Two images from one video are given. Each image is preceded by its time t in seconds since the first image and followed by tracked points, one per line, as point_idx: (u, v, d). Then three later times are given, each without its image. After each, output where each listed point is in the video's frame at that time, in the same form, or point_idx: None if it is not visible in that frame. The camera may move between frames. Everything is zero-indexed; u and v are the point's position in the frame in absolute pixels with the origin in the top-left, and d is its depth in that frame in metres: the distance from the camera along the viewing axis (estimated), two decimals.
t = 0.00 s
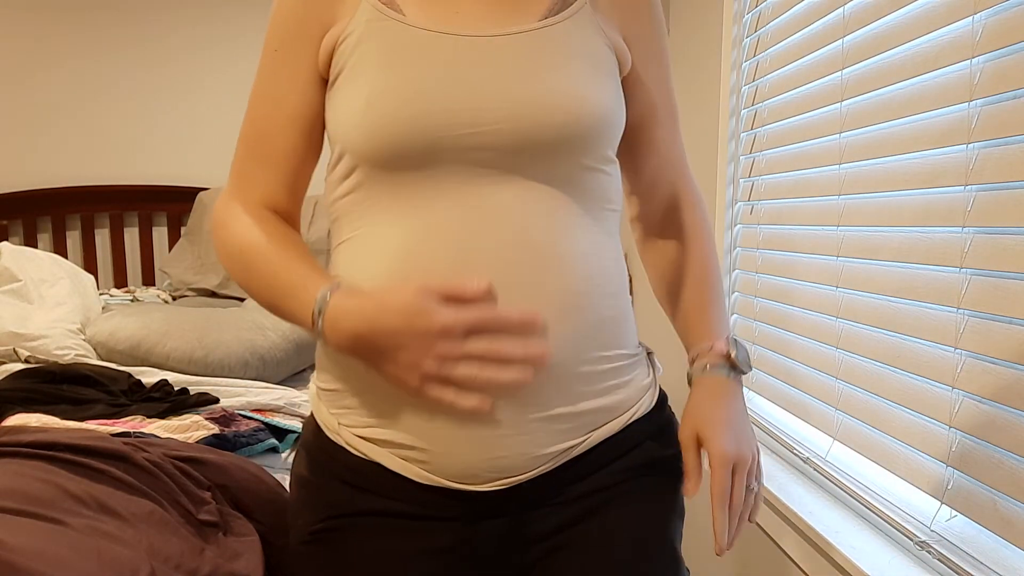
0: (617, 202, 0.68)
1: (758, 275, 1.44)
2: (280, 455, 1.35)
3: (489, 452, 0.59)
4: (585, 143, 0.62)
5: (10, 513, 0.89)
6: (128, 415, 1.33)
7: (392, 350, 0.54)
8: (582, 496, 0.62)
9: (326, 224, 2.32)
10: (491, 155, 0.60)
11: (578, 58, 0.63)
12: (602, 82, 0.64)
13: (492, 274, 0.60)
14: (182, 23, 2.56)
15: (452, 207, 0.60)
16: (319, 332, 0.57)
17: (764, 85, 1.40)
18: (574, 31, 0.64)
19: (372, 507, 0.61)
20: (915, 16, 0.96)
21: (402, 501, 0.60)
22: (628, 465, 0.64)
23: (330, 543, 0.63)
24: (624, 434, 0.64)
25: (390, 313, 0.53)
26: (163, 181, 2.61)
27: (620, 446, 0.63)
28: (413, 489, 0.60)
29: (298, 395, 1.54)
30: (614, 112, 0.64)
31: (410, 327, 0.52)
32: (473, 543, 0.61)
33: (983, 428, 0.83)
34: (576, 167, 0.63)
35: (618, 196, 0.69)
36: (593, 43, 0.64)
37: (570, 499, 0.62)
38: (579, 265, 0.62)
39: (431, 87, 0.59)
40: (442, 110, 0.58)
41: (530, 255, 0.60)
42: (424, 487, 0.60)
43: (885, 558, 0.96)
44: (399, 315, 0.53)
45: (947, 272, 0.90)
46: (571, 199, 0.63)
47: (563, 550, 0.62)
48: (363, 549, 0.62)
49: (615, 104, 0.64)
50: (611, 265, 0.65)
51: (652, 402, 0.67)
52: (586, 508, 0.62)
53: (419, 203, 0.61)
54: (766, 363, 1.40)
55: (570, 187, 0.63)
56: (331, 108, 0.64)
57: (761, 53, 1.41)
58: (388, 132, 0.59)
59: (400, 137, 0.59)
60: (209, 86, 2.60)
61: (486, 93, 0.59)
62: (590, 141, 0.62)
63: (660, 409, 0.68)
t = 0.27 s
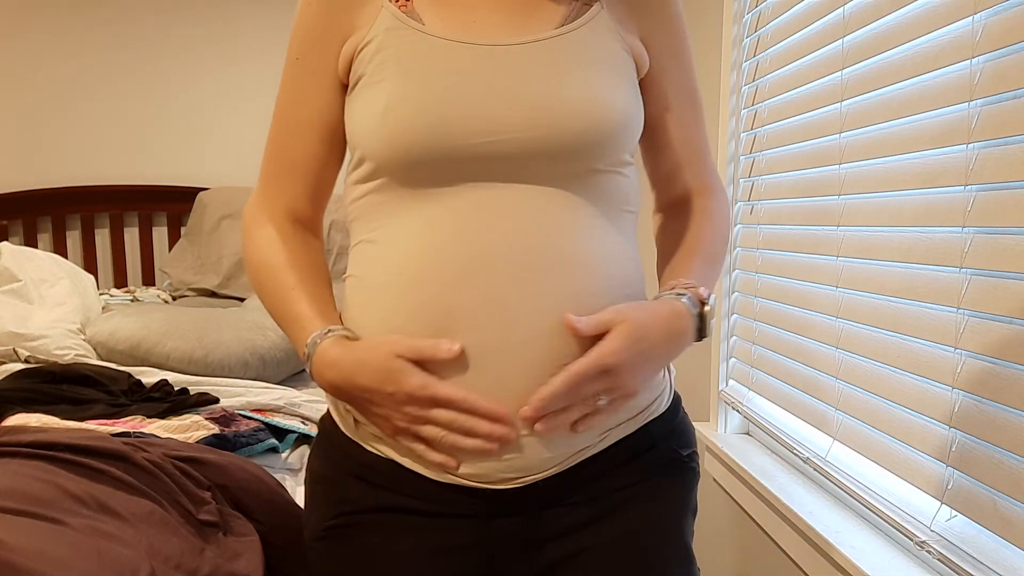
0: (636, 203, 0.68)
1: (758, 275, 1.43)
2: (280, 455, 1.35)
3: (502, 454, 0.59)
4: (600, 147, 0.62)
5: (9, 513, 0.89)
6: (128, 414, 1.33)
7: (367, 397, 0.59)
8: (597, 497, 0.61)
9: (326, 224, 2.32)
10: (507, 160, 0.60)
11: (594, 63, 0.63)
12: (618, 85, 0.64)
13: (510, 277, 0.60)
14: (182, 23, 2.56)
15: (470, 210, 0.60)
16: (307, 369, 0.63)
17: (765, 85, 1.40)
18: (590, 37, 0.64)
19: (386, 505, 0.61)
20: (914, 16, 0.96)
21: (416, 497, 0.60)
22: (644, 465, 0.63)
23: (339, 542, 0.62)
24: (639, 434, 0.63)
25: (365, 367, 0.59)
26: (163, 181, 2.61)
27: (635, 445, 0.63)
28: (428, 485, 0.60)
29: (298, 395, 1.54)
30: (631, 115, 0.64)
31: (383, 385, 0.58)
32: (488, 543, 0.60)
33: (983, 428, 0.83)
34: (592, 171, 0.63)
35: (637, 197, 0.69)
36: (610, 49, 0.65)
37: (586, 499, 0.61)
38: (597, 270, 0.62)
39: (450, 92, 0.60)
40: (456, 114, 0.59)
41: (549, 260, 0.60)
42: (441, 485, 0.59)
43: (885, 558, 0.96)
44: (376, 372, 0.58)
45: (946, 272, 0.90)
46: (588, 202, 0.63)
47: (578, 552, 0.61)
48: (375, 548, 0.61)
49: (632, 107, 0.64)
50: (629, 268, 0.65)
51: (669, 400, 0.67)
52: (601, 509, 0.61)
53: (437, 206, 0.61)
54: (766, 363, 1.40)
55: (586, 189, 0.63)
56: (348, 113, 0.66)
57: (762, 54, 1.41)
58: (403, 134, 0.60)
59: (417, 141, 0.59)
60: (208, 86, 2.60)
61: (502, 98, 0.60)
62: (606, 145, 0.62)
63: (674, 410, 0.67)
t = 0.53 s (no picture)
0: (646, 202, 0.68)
1: (758, 275, 1.44)
2: (280, 455, 1.35)
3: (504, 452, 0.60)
4: (607, 147, 0.62)
5: (9, 513, 0.89)
6: (128, 414, 1.32)
7: (368, 401, 0.61)
8: (600, 499, 0.61)
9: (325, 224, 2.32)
10: (513, 158, 0.60)
11: (603, 62, 0.63)
12: (627, 85, 0.63)
13: (516, 275, 0.60)
14: (182, 22, 2.56)
15: (476, 208, 0.60)
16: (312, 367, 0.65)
17: (764, 85, 1.40)
18: (599, 35, 0.63)
19: (391, 501, 0.61)
20: (914, 16, 0.96)
21: (419, 494, 0.60)
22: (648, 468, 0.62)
23: (344, 537, 0.63)
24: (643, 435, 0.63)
25: (363, 376, 0.60)
26: (163, 181, 2.61)
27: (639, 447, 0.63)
28: (431, 483, 0.60)
29: (298, 395, 1.54)
30: (640, 116, 0.64)
31: (381, 390, 0.60)
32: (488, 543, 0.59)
33: (983, 428, 0.83)
34: (600, 171, 0.63)
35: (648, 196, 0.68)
36: (618, 48, 0.64)
37: (588, 501, 0.61)
38: (603, 269, 0.62)
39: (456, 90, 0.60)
40: (462, 114, 0.59)
41: (555, 258, 0.60)
42: (445, 484, 0.60)
43: (884, 558, 0.96)
44: (373, 376, 0.60)
45: (946, 272, 0.90)
46: (596, 202, 0.63)
47: (581, 554, 0.61)
48: (378, 545, 0.61)
49: (640, 106, 0.64)
50: (636, 268, 0.65)
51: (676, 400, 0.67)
52: (603, 511, 0.61)
53: (445, 204, 0.61)
54: (766, 363, 1.40)
55: (593, 189, 0.63)
56: (359, 113, 0.66)
57: (761, 54, 1.41)
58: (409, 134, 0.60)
59: (422, 140, 0.60)
60: (208, 85, 2.60)
61: (508, 98, 0.60)
62: (613, 145, 0.62)
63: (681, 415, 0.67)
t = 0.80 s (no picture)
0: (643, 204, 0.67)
1: (758, 275, 1.43)
2: (280, 455, 1.35)
3: (489, 455, 0.59)
4: (604, 151, 0.61)
5: (9, 513, 0.89)
6: (128, 414, 1.32)
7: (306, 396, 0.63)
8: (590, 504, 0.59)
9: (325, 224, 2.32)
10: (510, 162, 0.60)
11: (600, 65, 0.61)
12: (624, 87, 0.62)
13: (509, 277, 0.59)
14: (182, 22, 2.56)
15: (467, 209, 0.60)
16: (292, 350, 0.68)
17: (764, 85, 1.40)
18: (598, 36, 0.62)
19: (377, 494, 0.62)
20: (914, 16, 0.96)
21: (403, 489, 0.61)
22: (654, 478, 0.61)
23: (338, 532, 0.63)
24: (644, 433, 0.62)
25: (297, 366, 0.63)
26: (163, 181, 2.61)
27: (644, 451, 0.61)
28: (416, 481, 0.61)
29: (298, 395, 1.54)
30: (637, 119, 0.62)
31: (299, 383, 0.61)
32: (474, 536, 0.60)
33: (983, 428, 0.83)
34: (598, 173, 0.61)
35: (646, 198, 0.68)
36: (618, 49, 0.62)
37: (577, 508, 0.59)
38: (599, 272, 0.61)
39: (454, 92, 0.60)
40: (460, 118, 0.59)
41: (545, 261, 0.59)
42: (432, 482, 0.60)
43: (884, 558, 0.96)
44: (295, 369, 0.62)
45: (947, 272, 0.90)
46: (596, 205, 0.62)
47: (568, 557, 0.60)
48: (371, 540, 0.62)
49: (637, 110, 0.62)
50: (638, 270, 0.64)
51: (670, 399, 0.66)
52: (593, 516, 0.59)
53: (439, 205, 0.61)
54: (766, 363, 1.40)
55: (589, 193, 0.61)
56: (359, 114, 0.66)
57: (761, 54, 1.41)
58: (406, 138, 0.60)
59: (419, 141, 0.60)
60: (208, 85, 2.60)
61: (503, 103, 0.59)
62: (609, 148, 0.61)
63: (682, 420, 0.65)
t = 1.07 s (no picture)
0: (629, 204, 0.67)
1: (758, 275, 1.43)
2: (280, 455, 1.35)
3: (450, 453, 0.59)
4: (579, 148, 0.61)
5: (9, 512, 0.89)
6: (128, 414, 1.32)
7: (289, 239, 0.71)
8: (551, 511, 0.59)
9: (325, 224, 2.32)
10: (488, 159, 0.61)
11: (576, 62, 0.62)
12: (599, 85, 0.62)
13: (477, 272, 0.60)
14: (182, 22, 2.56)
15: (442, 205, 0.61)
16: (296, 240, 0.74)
17: (764, 85, 1.40)
18: (573, 33, 0.63)
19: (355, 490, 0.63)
20: (914, 16, 0.96)
21: (377, 488, 0.62)
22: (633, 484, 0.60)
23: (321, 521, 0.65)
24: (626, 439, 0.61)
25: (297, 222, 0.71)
26: (164, 181, 2.62)
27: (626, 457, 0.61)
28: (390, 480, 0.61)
29: (298, 395, 1.54)
30: (613, 117, 0.62)
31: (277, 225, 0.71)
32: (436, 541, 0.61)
33: (983, 427, 0.83)
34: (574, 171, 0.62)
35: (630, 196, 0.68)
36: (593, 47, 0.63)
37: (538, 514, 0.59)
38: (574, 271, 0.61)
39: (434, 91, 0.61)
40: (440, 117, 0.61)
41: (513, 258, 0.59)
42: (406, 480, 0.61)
43: (885, 558, 0.96)
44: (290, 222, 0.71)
45: (946, 272, 0.90)
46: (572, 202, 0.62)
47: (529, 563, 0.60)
48: (344, 532, 0.63)
49: (612, 107, 0.62)
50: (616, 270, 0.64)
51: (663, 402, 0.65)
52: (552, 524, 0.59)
53: (419, 201, 0.62)
54: (766, 363, 1.40)
55: (563, 192, 0.62)
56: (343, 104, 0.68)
57: (761, 54, 1.41)
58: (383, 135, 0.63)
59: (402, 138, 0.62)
60: (208, 85, 2.60)
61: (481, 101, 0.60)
62: (585, 146, 0.61)
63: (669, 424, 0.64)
